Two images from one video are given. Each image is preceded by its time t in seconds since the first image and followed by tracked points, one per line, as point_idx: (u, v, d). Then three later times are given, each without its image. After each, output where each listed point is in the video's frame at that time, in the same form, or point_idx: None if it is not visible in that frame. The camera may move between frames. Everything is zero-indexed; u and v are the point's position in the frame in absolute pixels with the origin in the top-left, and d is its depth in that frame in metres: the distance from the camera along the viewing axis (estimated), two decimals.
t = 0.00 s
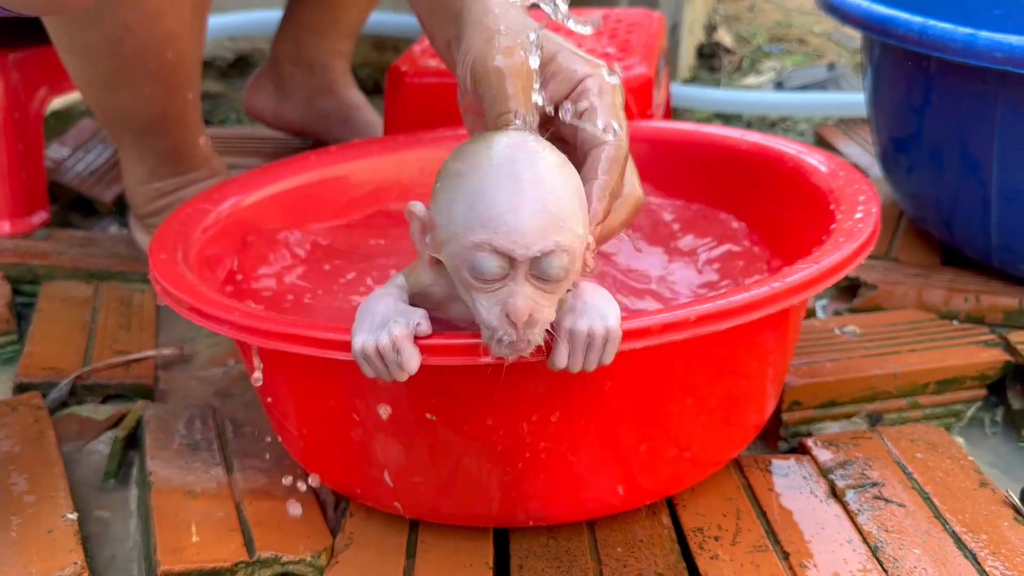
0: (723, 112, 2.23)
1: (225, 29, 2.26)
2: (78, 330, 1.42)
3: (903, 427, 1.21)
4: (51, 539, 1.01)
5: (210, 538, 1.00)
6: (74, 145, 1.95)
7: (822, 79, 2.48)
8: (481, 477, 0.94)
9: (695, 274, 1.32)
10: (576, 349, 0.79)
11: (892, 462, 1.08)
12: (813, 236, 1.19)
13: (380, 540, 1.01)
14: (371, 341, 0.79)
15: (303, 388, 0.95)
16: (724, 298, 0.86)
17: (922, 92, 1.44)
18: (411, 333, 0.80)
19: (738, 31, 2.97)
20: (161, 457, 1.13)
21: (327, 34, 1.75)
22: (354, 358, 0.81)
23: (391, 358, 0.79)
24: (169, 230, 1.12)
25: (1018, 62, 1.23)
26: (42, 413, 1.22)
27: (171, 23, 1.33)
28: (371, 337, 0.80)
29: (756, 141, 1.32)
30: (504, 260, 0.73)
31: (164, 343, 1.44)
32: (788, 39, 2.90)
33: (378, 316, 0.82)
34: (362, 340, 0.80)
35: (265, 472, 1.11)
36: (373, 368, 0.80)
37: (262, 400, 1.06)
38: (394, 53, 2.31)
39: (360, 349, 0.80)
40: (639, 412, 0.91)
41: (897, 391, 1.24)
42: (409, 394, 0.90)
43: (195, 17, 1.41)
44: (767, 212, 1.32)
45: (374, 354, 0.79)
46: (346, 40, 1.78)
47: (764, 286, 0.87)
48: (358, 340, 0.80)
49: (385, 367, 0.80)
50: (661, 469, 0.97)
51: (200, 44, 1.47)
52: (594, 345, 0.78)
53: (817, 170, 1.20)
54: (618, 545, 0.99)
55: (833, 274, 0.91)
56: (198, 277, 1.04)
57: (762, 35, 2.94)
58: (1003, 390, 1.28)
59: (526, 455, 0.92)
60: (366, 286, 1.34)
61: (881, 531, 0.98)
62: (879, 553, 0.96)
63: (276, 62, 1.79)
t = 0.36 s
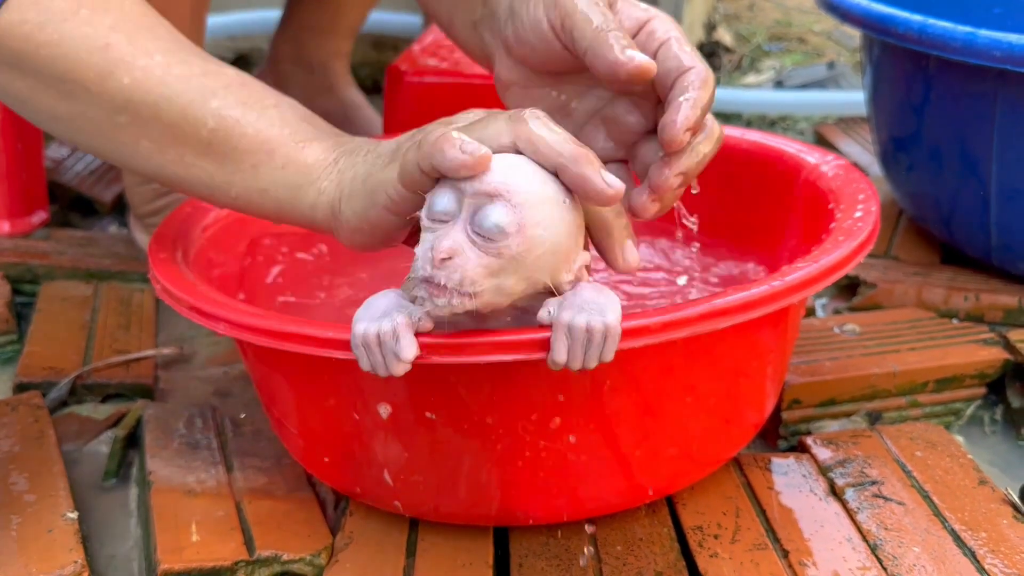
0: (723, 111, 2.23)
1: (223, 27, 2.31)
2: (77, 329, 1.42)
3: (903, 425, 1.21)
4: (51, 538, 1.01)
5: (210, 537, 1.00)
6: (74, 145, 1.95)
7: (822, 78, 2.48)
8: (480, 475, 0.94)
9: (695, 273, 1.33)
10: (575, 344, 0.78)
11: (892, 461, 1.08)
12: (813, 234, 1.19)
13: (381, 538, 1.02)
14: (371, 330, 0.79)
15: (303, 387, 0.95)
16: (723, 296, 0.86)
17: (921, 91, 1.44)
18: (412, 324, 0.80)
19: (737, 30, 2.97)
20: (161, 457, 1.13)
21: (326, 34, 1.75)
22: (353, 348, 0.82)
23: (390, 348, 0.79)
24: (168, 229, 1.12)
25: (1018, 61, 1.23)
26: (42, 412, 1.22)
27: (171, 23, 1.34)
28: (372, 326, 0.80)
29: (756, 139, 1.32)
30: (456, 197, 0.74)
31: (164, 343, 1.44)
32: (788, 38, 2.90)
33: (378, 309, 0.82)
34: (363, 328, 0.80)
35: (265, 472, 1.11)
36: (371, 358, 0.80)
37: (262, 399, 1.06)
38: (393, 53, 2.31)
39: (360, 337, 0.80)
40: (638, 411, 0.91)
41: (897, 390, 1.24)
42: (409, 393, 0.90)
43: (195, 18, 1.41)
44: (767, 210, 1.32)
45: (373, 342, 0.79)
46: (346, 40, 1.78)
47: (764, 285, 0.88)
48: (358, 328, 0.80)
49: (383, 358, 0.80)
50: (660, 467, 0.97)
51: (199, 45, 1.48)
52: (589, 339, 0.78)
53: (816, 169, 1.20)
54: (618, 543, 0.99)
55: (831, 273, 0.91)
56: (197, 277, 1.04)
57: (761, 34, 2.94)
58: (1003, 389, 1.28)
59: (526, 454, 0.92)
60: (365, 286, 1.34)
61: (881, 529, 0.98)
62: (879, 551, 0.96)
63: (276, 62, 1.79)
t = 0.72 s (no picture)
0: (723, 110, 2.22)
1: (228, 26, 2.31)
2: (77, 329, 1.42)
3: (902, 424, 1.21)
4: (51, 538, 1.01)
5: (209, 536, 1.00)
6: (73, 144, 1.95)
7: (821, 77, 2.48)
8: (480, 475, 0.94)
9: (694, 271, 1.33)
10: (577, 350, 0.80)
11: (891, 459, 1.08)
12: (812, 233, 1.19)
13: (381, 538, 1.02)
14: (369, 341, 0.80)
15: (303, 386, 0.95)
16: (722, 294, 0.86)
17: (921, 89, 1.44)
18: (408, 331, 0.80)
19: (736, 29, 2.97)
20: (160, 456, 1.13)
21: (325, 34, 1.75)
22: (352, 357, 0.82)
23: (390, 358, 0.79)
24: (168, 229, 1.12)
25: (1017, 59, 1.23)
26: (41, 412, 1.22)
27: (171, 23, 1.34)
28: (369, 336, 0.80)
29: (756, 139, 1.32)
30: (446, 263, 0.72)
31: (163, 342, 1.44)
32: (787, 37, 2.90)
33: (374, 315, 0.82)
34: (360, 340, 0.80)
35: (265, 471, 1.11)
36: (371, 367, 0.81)
37: (262, 399, 1.06)
38: (392, 52, 2.31)
39: (359, 348, 0.80)
40: (638, 410, 0.91)
41: (896, 388, 1.24)
42: (409, 392, 0.90)
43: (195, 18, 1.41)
44: (767, 209, 1.32)
45: (372, 353, 0.80)
46: (345, 39, 1.78)
47: (763, 283, 0.88)
48: (357, 339, 0.80)
49: (383, 367, 0.80)
50: (660, 466, 0.97)
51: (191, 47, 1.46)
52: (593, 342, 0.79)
53: (816, 168, 1.20)
54: (618, 542, 0.99)
55: (831, 272, 0.91)
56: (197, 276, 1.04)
57: (761, 33, 2.94)
58: (1002, 387, 1.28)
59: (525, 453, 0.92)
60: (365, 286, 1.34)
61: (880, 528, 0.98)
62: (878, 550, 0.96)
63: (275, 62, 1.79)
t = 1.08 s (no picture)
0: (723, 109, 2.22)
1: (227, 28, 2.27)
2: (76, 328, 1.41)
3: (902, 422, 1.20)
4: (50, 537, 1.01)
5: (208, 536, 1.00)
6: (72, 143, 1.94)
7: (821, 75, 2.47)
8: (480, 473, 0.94)
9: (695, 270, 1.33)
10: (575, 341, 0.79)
11: (892, 458, 1.08)
12: (813, 231, 1.19)
13: (381, 537, 1.01)
14: (368, 332, 0.80)
15: (302, 385, 0.95)
16: (722, 292, 0.86)
17: (920, 87, 1.43)
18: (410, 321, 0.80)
19: (736, 28, 2.97)
20: (159, 456, 1.13)
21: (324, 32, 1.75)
22: (350, 350, 0.82)
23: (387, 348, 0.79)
24: (167, 228, 1.12)
25: (1017, 57, 1.23)
26: (40, 411, 1.21)
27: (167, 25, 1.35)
28: (367, 328, 0.80)
29: (756, 137, 1.32)
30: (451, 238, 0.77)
31: (163, 342, 1.43)
32: (787, 36, 2.90)
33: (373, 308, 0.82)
34: (358, 331, 0.80)
35: (264, 470, 1.11)
36: (369, 359, 0.81)
37: (261, 398, 1.05)
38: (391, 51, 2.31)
39: (357, 339, 0.80)
40: (638, 408, 0.91)
41: (896, 387, 1.24)
42: (408, 390, 0.90)
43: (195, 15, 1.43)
44: (769, 209, 1.31)
45: (370, 344, 0.80)
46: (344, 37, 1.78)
47: (763, 281, 0.87)
48: (355, 330, 0.80)
49: (381, 358, 0.80)
50: (660, 464, 0.97)
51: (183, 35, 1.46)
52: (593, 330, 0.79)
53: (816, 166, 1.20)
54: (618, 541, 0.99)
55: (831, 270, 0.91)
56: (195, 275, 1.04)
57: (760, 31, 2.94)
58: (1003, 386, 1.28)
59: (525, 451, 0.92)
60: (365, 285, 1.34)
61: (881, 526, 0.98)
62: (879, 549, 0.96)
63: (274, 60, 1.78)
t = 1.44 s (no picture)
0: (722, 108, 2.22)
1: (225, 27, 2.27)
2: (76, 328, 1.41)
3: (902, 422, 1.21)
4: (51, 537, 1.01)
5: (209, 536, 1.00)
6: (71, 143, 1.94)
7: (820, 75, 2.48)
8: (481, 473, 0.94)
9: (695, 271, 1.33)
10: (575, 340, 0.79)
11: (892, 458, 1.08)
12: (814, 231, 1.19)
13: (381, 537, 1.01)
14: (371, 331, 0.80)
15: (303, 385, 0.95)
16: (723, 293, 0.86)
17: (920, 87, 1.44)
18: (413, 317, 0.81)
19: (735, 28, 2.97)
20: (160, 456, 1.13)
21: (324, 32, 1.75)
22: (351, 349, 0.82)
23: (390, 345, 0.79)
24: (167, 228, 1.12)
25: (1017, 57, 1.23)
26: (40, 411, 1.21)
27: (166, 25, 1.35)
28: (371, 327, 0.80)
29: (756, 137, 1.32)
30: (455, 215, 0.76)
31: (163, 342, 1.43)
32: (785, 36, 2.90)
33: (377, 306, 0.82)
34: (361, 330, 0.80)
35: (264, 471, 1.11)
36: (371, 358, 0.81)
37: (262, 398, 1.05)
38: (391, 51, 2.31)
39: (359, 338, 0.80)
40: (639, 408, 0.91)
41: (896, 386, 1.24)
42: (410, 390, 0.90)
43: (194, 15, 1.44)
44: (770, 209, 1.32)
45: (373, 343, 0.80)
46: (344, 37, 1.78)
47: (764, 281, 0.87)
48: (358, 329, 0.80)
49: (383, 357, 0.80)
50: (661, 464, 0.97)
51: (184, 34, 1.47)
52: (594, 330, 0.78)
53: (816, 166, 1.20)
54: (619, 541, 0.99)
55: (831, 270, 0.91)
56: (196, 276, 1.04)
57: (759, 31, 2.94)
58: (1002, 385, 1.28)
59: (526, 451, 0.92)
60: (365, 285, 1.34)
61: (881, 526, 0.98)
62: (879, 549, 0.96)
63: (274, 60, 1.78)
